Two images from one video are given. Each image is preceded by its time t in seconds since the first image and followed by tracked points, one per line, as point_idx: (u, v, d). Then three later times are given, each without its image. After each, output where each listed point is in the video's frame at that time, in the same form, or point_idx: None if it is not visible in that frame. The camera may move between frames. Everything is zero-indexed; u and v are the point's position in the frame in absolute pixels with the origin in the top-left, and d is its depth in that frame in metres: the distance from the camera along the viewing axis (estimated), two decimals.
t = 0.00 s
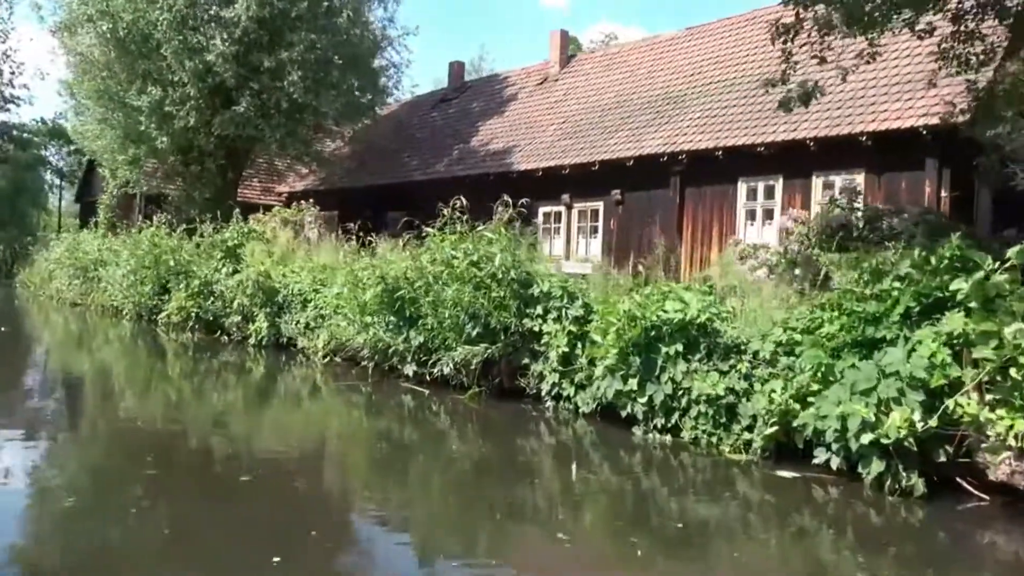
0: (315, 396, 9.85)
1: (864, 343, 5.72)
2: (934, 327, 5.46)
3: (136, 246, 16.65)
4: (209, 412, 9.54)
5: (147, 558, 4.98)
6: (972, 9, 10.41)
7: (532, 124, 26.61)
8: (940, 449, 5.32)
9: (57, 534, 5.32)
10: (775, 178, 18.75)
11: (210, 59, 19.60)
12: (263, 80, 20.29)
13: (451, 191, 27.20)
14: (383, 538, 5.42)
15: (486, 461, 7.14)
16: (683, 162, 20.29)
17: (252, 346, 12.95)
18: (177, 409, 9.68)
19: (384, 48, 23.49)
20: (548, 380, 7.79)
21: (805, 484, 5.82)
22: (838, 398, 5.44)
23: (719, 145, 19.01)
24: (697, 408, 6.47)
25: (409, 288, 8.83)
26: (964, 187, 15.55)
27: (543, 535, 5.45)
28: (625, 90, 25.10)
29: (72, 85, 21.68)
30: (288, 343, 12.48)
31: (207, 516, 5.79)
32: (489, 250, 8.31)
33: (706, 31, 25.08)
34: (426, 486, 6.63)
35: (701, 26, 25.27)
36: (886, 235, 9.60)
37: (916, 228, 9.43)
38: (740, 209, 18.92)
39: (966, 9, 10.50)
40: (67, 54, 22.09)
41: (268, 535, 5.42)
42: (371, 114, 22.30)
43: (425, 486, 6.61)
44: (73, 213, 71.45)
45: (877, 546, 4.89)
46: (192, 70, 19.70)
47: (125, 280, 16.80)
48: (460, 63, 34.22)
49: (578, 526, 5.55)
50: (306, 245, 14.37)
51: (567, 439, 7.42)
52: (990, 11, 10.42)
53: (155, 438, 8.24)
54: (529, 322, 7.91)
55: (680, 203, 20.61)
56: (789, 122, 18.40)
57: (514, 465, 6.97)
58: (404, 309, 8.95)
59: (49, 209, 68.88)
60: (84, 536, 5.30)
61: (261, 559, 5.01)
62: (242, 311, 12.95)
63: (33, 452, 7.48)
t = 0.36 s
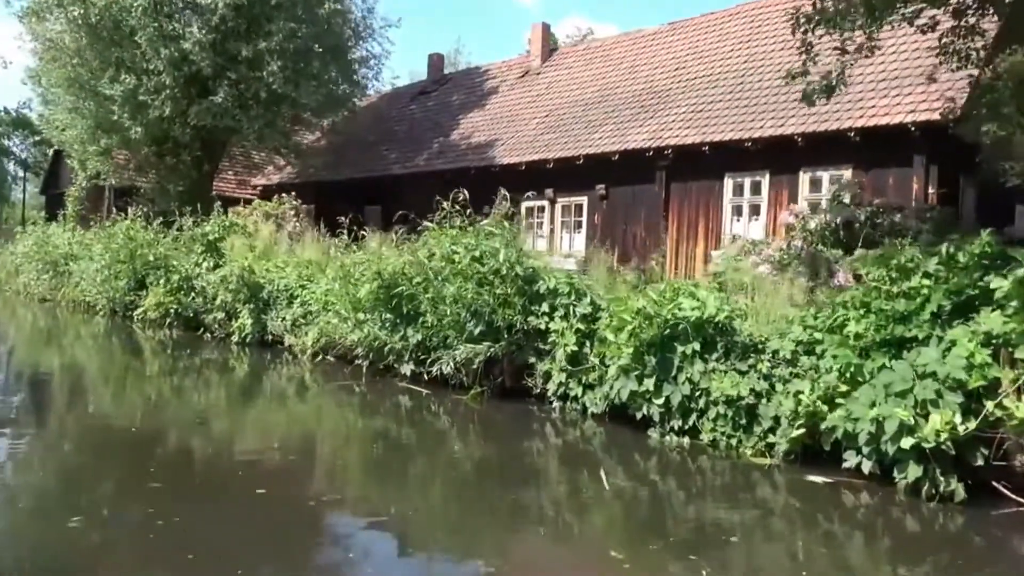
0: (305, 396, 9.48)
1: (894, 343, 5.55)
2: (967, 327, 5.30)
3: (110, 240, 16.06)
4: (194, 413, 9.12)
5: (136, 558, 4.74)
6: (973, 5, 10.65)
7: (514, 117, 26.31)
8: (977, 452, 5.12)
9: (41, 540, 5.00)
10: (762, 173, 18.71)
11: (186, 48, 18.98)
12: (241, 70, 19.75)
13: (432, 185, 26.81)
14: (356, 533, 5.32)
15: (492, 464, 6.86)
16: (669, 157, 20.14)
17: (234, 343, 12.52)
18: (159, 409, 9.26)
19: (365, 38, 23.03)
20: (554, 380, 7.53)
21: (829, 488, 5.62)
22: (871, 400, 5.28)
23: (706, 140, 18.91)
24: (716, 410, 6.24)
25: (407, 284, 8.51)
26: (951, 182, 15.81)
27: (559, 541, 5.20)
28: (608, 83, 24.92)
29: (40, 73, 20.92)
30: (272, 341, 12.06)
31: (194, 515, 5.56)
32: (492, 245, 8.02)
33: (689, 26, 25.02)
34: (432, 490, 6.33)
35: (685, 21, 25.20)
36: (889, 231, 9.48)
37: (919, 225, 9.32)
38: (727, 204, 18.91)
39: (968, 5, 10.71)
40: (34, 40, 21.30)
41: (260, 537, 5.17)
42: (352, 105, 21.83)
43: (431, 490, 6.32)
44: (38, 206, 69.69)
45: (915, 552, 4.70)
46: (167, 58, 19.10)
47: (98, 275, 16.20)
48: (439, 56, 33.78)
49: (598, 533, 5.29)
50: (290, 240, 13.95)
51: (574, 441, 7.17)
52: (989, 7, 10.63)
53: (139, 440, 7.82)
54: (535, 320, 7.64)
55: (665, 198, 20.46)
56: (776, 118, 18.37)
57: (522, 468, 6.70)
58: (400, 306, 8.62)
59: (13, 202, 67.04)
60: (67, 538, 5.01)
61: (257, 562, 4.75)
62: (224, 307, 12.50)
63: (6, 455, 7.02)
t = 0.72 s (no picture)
0: (298, 400, 9.13)
1: (926, 346, 5.39)
2: (1004, 329, 5.15)
3: (85, 238, 15.51)
4: (181, 417, 8.75)
5: (135, 561, 4.66)
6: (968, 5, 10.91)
7: (496, 115, 26.04)
8: (1017, 461, 4.93)
9: (35, 550, 4.78)
10: (750, 173, 18.66)
11: (163, 41, 18.47)
12: (220, 64, 19.26)
13: (413, 183, 26.43)
14: (338, 529, 5.34)
15: (502, 472, 6.61)
16: (656, 156, 20.00)
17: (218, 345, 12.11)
18: (144, 414, 8.86)
19: (347, 34, 22.69)
20: (564, 384, 7.29)
21: (857, 497, 5.45)
22: (907, 405, 5.11)
23: (694, 139, 18.81)
24: (739, 415, 6.05)
25: (407, 285, 8.21)
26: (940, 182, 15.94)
27: (582, 554, 4.96)
28: (591, 81, 24.77)
29: (10, 65, 20.23)
30: (259, 343, 11.66)
31: (184, 516, 5.48)
32: (497, 245, 7.78)
33: (673, 25, 24.96)
34: (441, 499, 6.09)
35: (668, 20, 25.15)
36: (893, 232, 9.39)
37: (924, 225, 9.23)
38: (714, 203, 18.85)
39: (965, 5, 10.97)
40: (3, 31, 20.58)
41: (260, 537, 5.13)
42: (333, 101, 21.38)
43: (440, 499, 6.07)
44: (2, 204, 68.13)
45: (958, 563, 4.53)
46: (144, 51, 18.56)
47: (72, 274, 15.64)
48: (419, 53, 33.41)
49: (622, 544, 5.06)
50: (276, 238, 13.56)
51: (585, 447, 6.94)
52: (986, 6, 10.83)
53: (125, 447, 7.45)
54: (544, 322, 7.39)
55: (651, 198, 20.33)
56: (763, 118, 18.34)
57: (535, 476, 6.45)
58: (401, 307, 8.32)
59: None
60: (56, 545, 4.86)
61: (262, 562, 4.73)
62: (209, 308, 12.08)
63: None
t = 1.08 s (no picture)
0: (296, 405, 8.80)
1: (967, 351, 5.29)
2: None
3: (64, 238, 15.00)
4: (174, 424, 8.39)
5: (135, 564, 4.65)
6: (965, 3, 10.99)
7: (482, 113, 25.74)
8: None
9: (36, 561, 4.66)
10: (741, 172, 18.57)
11: (144, 35, 18.00)
12: (203, 60, 18.82)
13: (398, 182, 26.06)
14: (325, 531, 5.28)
15: (518, 479, 6.36)
16: (646, 155, 19.84)
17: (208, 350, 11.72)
18: (135, 421, 8.49)
19: (332, 30, 22.38)
20: (580, 389, 7.04)
21: (894, 506, 5.26)
22: (955, 412, 4.96)
23: (686, 138, 18.68)
24: (769, 422, 5.85)
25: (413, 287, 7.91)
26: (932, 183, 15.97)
27: (615, 566, 4.73)
28: (579, 80, 24.57)
29: None
30: (252, 347, 11.29)
31: (180, 514, 5.44)
32: (508, 245, 7.54)
33: (660, 23, 24.85)
34: (458, 509, 5.84)
35: (655, 19, 25.04)
36: (903, 232, 9.27)
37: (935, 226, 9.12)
38: (705, 203, 18.74)
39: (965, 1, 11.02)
40: None
41: (260, 537, 5.10)
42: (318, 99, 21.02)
43: (457, 510, 5.82)
44: None
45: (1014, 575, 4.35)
46: (125, 46, 18.07)
47: (51, 275, 15.12)
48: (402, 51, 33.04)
49: (656, 555, 4.83)
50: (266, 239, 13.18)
51: (603, 454, 6.71)
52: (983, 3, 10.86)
53: (118, 455, 7.10)
54: (559, 324, 7.15)
55: (641, 198, 20.19)
56: (755, 117, 18.26)
57: (554, 485, 6.20)
58: (406, 310, 8.03)
59: None
60: (54, 550, 4.81)
61: (265, 561, 4.73)
62: (198, 310, 11.67)
63: None
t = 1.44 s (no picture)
0: (306, 412, 8.52)
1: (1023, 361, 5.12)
2: None
3: (57, 239, 14.59)
4: (180, 431, 8.10)
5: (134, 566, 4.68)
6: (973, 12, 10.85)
7: (479, 113, 25.47)
8: None
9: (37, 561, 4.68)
10: (744, 174, 18.43)
11: (139, 30, 17.63)
12: (198, 56, 18.46)
13: (393, 182, 25.77)
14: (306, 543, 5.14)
15: (547, 491, 6.13)
16: (648, 156, 19.65)
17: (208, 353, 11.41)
18: (139, 428, 8.18)
19: (329, 28, 22.15)
20: (610, 398, 6.81)
21: (947, 521, 5.08)
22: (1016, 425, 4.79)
23: (688, 139, 18.51)
24: (814, 433, 5.65)
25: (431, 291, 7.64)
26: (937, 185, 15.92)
27: None
28: (577, 80, 24.36)
29: None
30: (255, 351, 10.99)
31: (194, 527, 5.28)
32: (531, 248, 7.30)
33: (659, 24, 24.71)
34: (486, 522, 5.62)
35: (654, 19, 24.89)
36: (927, 235, 9.10)
37: (959, 229, 8.96)
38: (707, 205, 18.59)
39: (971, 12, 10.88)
40: None
41: (257, 537, 5.12)
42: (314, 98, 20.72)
43: (485, 522, 5.61)
44: None
45: None
46: (119, 41, 17.68)
47: (43, 276, 14.73)
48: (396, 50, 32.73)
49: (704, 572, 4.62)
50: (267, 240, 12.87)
51: (632, 465, 6.49)
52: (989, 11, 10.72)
53: (125, 464, 6.81)
54: (586, 330, 6.91)
55: (643, 199, 20.02)
56: (759, 118, 18.13)
57: (586, 497, 5.98)
58: (423, 315, 7.77)
59: None
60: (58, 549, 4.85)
61: (263, 562, 4.74)
62: (199, 313, 11.35)
63: None
